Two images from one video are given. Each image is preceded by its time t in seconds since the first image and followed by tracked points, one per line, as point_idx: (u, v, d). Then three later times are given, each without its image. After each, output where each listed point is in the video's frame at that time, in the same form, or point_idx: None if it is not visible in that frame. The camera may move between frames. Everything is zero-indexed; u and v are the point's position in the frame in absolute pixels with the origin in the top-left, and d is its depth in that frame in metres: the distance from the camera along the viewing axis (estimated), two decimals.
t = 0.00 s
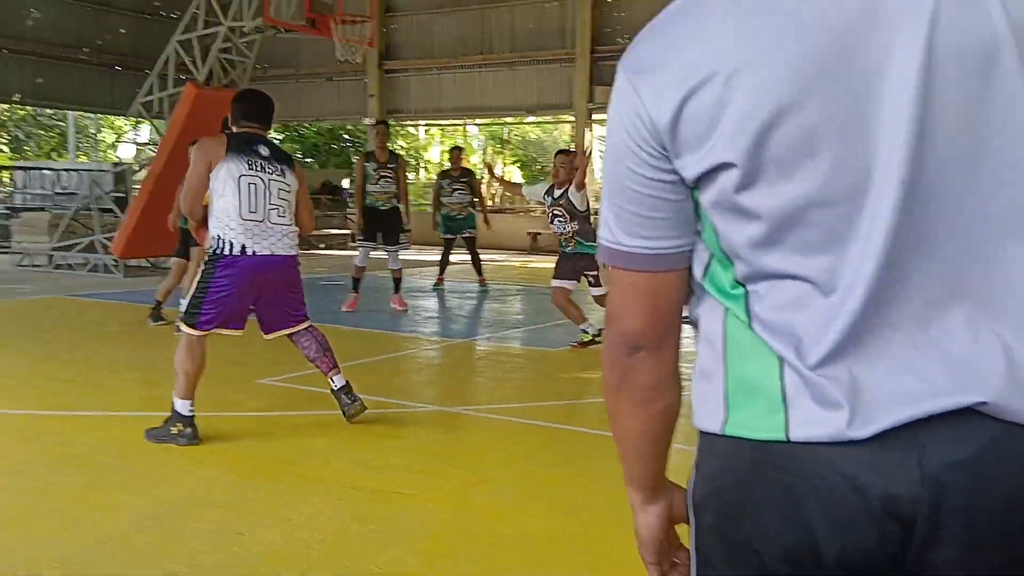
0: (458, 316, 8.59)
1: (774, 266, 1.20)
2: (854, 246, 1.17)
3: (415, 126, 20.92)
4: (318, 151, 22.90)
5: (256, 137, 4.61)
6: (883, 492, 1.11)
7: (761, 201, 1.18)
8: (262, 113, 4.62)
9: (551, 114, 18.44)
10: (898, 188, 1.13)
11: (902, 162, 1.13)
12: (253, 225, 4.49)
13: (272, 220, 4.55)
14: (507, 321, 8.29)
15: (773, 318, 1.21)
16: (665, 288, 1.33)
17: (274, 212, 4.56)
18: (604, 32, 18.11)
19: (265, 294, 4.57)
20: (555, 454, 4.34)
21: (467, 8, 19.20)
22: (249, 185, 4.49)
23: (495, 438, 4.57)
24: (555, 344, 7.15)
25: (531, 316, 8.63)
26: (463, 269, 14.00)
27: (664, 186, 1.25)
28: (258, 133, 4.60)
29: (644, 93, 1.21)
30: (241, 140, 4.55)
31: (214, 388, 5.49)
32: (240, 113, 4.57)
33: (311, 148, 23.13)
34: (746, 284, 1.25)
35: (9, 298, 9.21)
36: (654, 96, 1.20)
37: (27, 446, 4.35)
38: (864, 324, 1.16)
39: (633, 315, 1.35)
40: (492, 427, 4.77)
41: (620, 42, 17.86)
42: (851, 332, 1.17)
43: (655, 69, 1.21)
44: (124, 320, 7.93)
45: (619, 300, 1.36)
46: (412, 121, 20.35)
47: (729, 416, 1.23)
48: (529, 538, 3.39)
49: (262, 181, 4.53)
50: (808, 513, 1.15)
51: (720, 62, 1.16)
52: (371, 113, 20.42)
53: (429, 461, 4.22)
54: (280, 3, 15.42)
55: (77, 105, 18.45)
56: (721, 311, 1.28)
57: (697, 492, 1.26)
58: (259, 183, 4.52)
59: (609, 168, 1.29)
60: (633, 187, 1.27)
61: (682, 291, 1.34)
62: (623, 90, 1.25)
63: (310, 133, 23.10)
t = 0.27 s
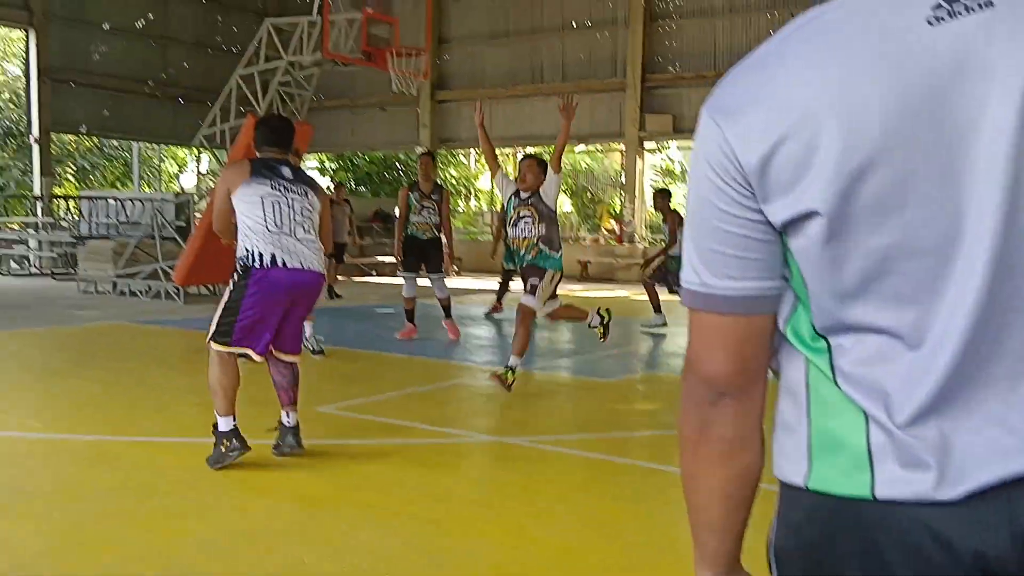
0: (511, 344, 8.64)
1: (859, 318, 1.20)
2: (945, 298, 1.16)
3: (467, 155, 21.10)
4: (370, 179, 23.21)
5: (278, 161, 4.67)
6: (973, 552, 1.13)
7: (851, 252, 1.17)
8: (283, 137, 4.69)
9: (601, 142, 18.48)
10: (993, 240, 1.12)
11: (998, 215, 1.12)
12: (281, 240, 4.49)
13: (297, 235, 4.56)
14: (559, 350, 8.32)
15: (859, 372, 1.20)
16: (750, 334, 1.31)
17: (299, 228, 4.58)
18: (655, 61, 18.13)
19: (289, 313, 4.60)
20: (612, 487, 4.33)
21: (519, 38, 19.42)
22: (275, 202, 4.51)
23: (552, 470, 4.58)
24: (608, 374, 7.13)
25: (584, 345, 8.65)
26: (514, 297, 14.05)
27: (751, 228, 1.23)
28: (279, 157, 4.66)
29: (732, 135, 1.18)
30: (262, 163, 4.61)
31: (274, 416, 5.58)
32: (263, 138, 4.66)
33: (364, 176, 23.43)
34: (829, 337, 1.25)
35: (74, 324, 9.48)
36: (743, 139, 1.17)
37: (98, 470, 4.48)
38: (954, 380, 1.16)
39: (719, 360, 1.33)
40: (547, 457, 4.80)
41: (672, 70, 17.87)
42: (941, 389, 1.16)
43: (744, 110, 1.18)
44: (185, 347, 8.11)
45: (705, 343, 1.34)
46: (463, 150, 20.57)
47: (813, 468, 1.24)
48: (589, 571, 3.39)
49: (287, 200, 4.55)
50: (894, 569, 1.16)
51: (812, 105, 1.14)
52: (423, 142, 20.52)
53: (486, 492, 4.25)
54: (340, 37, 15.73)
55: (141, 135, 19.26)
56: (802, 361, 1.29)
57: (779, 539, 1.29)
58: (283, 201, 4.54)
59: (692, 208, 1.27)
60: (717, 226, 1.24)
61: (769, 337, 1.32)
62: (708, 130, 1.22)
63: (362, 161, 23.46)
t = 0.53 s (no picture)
0: (560, 374, 8.60)
1: (970, 369, 1.13)
2: None
3: (515, 185, 21.19)
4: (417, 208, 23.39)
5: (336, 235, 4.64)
6: None
7: (968, 300, 1.11)
8: (346, 213, 4.68)
9: (651, 172, 18.45)
10: None
11: None
12: (308, 313, 4.46)
13: (325, 309, 4.48)
14: (608, 381, 8.27)
15: (972, 426, 1.12)
16: (848, 378, 1.20)
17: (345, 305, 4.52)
18: (705, 91, 18.01)
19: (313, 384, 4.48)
20: (669, 525, 4.26)
21: (567, 69, 19.50)
22: (311, 276, 4.51)
23: (607, 506, 4.51)
24: (660, 407, 7.05)
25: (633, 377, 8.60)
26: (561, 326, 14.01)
27: (859, 273, 1.14)
28: (337, 232, 4.64)
29: (844, 176, 1.11)
30: (319, 236, 4.62)
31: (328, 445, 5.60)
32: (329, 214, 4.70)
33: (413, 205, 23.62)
34: (936, 387, 1.16)
35: (131, 349, 9.66)
36: (857, 180, 1.10)
37: (159, 498, 4.52)
38: None
39: (810, 404, 1.22)
40: (600, 492, 4.74)
41: (721, 100, 17.74)
42: None
43: (859, 150, 1.10)
44: (239, 374, 8.20)
45: (795, 387, 1.22)
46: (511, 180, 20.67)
47: (917, 523, 1.17)
48: None
49: (322, 274, 4.51)
50: None
51: (931, 146, 1.07)
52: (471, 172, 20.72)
53: (539, 526, 4.21)
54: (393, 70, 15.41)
55: (197, 165, 19.71)
56: (904, 410, 1.20)
57: None
58: (320, 275, 4.51)
59: (792, 249, 1.17)
60: (820, 269, 1.15)
61: (865, 383, 1.21)
62: (814, 169, 1.14)
63: (411, 190, 23.68)
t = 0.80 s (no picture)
0: (579, 398, 8.57)
1: (1009, 392, 1.08)
2: None
3: (535, 208, 21.22)
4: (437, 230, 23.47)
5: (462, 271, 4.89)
6: None
7: (1007, 321, 1.07)
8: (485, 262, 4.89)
9: (671, 196, 18.45)
10: None
11: None
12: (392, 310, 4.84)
13: (404, 310, 4.77)
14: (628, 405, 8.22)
15: (1007, 451, 1.08)
16: (886, 403, 1.18)
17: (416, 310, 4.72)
18: (726, 115, 18.02)
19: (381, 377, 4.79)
20: (691, 551, 4.20)
21: (589, 93, 19.60)
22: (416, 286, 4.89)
23: (628, 531, 4.46)
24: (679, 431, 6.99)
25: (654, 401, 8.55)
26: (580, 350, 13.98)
27: (894, 295, 1.12)
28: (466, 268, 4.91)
29: (879, 198, 1.09)
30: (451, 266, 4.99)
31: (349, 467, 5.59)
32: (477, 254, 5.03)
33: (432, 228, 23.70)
34: (975, 410, 1.12)
35: (152, 369, 9.71)
36: (893, 202, 1.08)
37: (180, 518, 4.52)
38: None
39: (850, 426, 1.20)
40: (620, 517, 4.70)
41: (743, 124, 17.73)
42: None
43: (894, 173, 1.08)
44: (260, 394, 8.22)
45: (837, 409, 1.20)
46: (531, 203, 20.72)
47: (954, 549, 1.14)
48: None
49: (421, 285, 4.82)
50: None
51: (964, 167, 1.05)
52: (492, 195, 20.84)
53: (560, 551, 4.17)
54: (415, 92, 15.53)
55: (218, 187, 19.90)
56: (942, 433, 1.16)
57: None
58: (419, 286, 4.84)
59: (829, 270, 1.16)
60: (856, 291, 1.13)
61: (905, 405, 1.19)
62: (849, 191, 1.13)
63: (431, 213, 23.79)
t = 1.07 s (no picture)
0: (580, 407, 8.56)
1: (995, 398, 1.08)
2: None
3: (538, 217, 21.24)
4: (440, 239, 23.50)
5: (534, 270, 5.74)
6: None
7: (992, 329, 1.07)
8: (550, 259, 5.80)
9: (674, 205, 18.45)
10: None
11: None
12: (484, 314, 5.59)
13: (494, 310, 5.53)
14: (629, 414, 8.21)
15: (995, 458, 1.08)
16: (877, 412, 1.18)
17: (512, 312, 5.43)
18: (729, 125, 18.02)
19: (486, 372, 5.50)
20: (690, 561, 4.19)
21: (592, 103, 19.66)
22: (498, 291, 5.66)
23: (627, 540, 4.45)
24: (681, 441, 6.97)
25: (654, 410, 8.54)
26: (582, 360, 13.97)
27: (883, 304, 1.12)
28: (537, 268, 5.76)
29: (866, 208, 1.09)
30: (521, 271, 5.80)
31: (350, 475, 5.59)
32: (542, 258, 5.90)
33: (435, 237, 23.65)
34: (962, 417, 1.12)
35: (153, 376, 9.71)
36: (879, 212, 1.09)
37: (179, 524, 4.52)
38: None
39: (843, 435, 1.20)
40: (620, 525, 4.69)
41: (745, 134, 17.74)
42: None
43: (880, 184, 1.08)
44: (260, 402, 8.22)
45: (828, 419, 1.20)
46: (534, 212, 20.72)
47: (943, 555, 1.14)
48: None
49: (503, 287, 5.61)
50: None
51: (949, 176, 1.05)
52: (495, 203, 20.87)
53: (561, 559, 4.17)
54: (418, 102, 15.70)
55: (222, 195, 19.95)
56: (931, 440, 1.16)
57: None
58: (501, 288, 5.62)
59: (817, 280, 1.16)
60: (844, 300, 1.13)
61: (895, 415, 1.19)
62: (837, 201, 1.13)
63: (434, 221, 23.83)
